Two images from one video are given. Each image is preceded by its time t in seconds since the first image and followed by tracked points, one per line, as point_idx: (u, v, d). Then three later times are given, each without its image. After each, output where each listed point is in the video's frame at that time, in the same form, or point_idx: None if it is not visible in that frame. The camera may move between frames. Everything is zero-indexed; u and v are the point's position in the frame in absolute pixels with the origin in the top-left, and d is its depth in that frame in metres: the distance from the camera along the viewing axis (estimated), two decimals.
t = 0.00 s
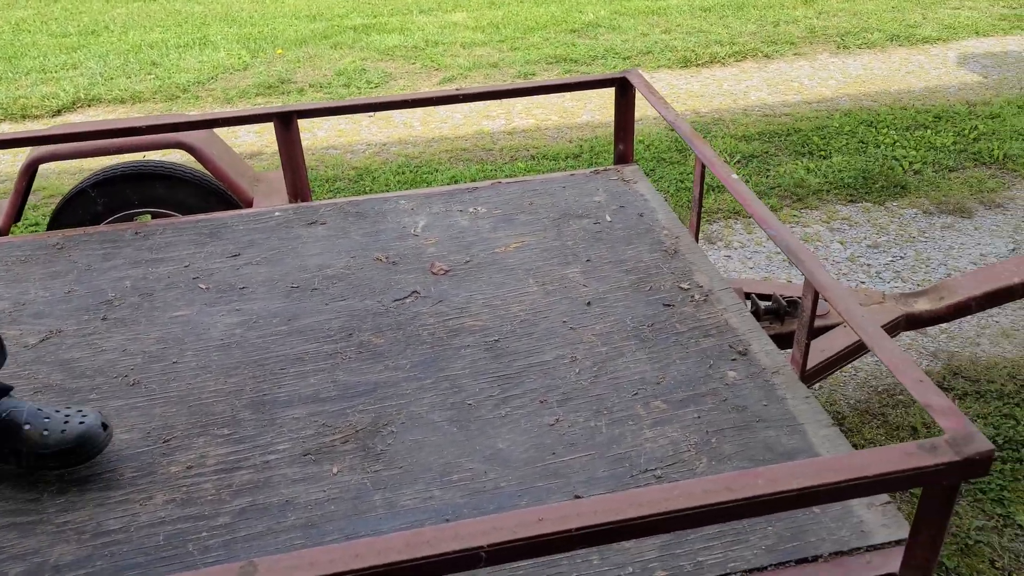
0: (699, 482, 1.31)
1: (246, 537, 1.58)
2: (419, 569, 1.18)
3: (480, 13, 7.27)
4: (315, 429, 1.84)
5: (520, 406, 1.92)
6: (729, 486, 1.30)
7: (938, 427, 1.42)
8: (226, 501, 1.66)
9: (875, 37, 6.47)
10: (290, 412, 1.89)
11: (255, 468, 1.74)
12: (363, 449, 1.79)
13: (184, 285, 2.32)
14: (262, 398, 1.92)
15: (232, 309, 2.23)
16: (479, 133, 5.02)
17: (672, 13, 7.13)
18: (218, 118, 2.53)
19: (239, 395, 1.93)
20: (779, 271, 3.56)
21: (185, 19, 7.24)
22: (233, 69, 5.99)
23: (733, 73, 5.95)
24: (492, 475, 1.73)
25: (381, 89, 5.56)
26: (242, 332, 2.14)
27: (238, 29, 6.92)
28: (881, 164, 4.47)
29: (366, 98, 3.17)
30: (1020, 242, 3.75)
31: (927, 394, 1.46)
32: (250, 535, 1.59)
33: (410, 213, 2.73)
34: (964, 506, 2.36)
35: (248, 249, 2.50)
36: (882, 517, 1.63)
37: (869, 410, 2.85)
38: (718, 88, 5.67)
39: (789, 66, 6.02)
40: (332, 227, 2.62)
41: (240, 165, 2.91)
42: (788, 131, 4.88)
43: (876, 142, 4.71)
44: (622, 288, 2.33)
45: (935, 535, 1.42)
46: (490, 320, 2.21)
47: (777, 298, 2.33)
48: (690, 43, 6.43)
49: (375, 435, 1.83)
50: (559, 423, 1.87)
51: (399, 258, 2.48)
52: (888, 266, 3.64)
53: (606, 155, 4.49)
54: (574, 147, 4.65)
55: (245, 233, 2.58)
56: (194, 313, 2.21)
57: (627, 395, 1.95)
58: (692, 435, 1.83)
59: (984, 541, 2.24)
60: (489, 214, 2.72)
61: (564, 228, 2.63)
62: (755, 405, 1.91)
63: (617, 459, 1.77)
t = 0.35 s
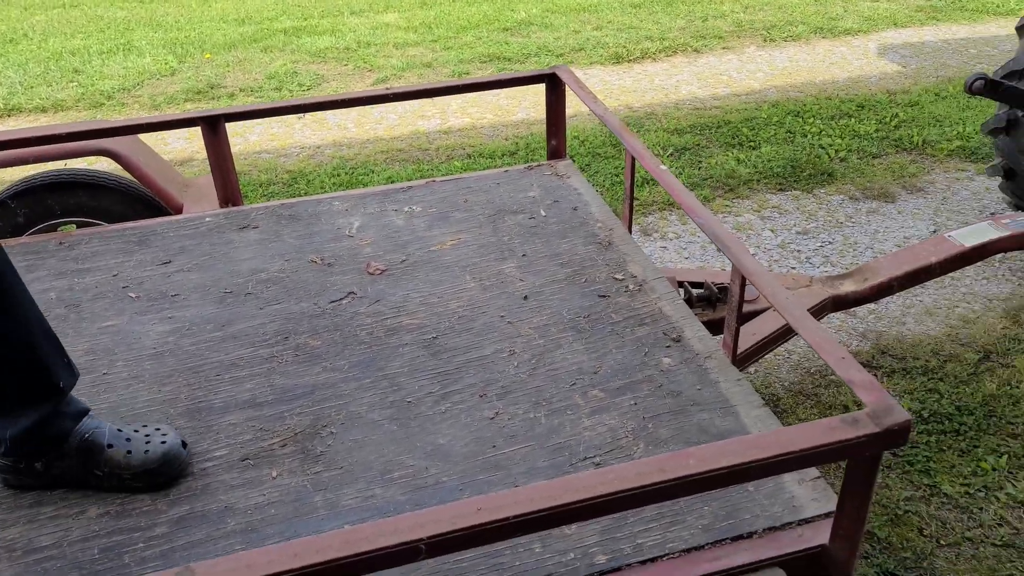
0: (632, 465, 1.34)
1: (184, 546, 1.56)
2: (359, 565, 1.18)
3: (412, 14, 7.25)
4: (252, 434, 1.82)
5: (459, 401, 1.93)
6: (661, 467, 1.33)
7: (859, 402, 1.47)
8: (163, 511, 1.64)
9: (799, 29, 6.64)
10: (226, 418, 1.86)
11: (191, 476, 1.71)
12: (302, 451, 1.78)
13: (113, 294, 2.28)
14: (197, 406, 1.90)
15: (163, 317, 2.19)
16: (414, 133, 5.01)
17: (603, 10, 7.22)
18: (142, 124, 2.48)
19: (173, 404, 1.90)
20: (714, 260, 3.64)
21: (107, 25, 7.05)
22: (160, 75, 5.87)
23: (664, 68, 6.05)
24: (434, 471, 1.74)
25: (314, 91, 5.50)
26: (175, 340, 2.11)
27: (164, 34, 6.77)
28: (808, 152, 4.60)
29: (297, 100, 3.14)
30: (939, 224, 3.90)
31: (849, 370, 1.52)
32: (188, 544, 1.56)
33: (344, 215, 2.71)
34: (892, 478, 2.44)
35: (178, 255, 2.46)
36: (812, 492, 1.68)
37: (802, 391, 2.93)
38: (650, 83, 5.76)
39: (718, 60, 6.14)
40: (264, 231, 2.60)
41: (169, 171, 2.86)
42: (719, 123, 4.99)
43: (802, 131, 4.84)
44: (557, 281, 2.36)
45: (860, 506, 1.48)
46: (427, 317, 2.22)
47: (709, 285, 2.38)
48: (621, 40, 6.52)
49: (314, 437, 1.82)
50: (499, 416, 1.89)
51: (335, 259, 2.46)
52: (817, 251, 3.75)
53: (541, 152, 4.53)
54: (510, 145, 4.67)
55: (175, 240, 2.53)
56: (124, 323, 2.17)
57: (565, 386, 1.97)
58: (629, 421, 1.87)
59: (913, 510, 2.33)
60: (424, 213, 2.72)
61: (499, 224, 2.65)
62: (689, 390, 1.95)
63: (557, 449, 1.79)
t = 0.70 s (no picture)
0: (587, 431, 1.41)
1: (144, 543, 1.57)
2: (331, 540, 1.22)
3: (329, 14, 7.20)
4: (205, 431, 1.83)
5: (410, 387, 1.97)
6: (614, 431, 1.40)
7: (793, 362, 1.57)
8: (120, 511, 1.64)
9: (711, 21, 6.86)
10: (176, 417, 1.86)
11: (145, 475, 1.71)
12: (257, 444, 1.79)
13: (46, 302, 2.23)
14: (144, 407, 1.89)
15: (101, 321, 2.16)
16: (340, 132, 4.99)
17: (520, 6, 7.30)
18: (66, 129, 2.43)
19: (120, 407, 1.89)
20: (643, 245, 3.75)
21: (7, 31, 6.78)
22: (69, 81, 5.68)
23: (583, 62, 6.17)
24: (390, 455, 1.77)
25: (234, 94, 5.42)
26: (116, 344, 2.09)
27: (70, 40, 6.56)
28: (726, 139, 4.77)
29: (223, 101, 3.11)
30: (852, 202, 4.10)
31: (781, 334, 1.62)
32: (148, 540, 1.57)
33: (280, 213, 2.71)
34: (822, 440, 2.58)
35: (111, 260, 2.42)
36: (752, 451, 1.78)
37: (734, 365, 3.06)
38: (571, 77, 5.87)
39: (635, 52, 6.30)
40: (199, 232, 2.58)
41: (94, 176, 2.81)
42: (640, 113, 5.12)
43: (720, 119, 5.02)
44: (498, 268, 2.42)
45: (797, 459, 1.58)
46: (372, 309, 2.25)
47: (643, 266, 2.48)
48: (540, 35, 6.61)
49: (268, 430, 1.83)
50: (450, 399, 1.93)
51: (274, 257, 2.47)
52: (740, 232, 3.90)
53: (469, 146, 4.58)
54: (437, 141, 4.70)
55: (107, 244, 2.49)
56: (61, 330, 2.13)
57: (513, 367, 2.03)
58: (577, 397, 1.94)
59: (842, 468, 2.47)
60: (361, 208, 2.74)
61: (437, 215, 2.68)
62: (632, 364, 2.04)
63: (509, 426, 1.85)
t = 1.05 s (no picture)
0: (532, 389, 1.47)
1: (88, 529, 1.57)
2: (288, 505, 1.26)
3: (237, 7, 7.06)
4: (145, 418, 1.83)
5: (351, 365, 2.00)
6: (558, 388, 1.47)
7: (720, 317, 1.66)
8: (60, 500, 1.63)
9: (621, 10, 7.01)
10: (113, 407, 1.86)
11: (85, 464, 1.71)
12: (200, 429, 1.81)
13: None
14: (79, 398, 1.87)
15: (25, 317, 2.12)
16: (256, 125, 4.92)
17: None
18: None
19: (52, 400, 1.87)
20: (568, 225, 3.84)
21: None
22: None
23: (499, 51, 6.23)
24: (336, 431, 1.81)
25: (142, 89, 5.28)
26: (43, 338, 2.05)
27: None
28: (642, 122, 4.91)
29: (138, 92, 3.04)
30: (763, 178, 4.29)
31: (708, 292, 1.71)
32: (92, 527, 1.57)
33: (205, 203, 2.68)
34: (745, 401, 2.72)
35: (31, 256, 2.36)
36: (684, 407, 1.88)
37: (660, 336, 3.18)
38: (487, 66, 5.93)
39: (549, 41, 6.40)
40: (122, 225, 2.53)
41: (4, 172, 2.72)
42: (557, 100, 5.22)
43: (634, 103, 5.16)
44: (431, 248, 2.46)
45: (726, 409, 1.68)
46: (307, 293, 2.26)
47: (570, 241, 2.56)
48: (453, 25, 6.64)
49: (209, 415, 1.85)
50: (392, 375, 1.97)
51: (202, 246, 2.44)
52: (660, 211, 4.04)
53: (389, 135, 4.59)
54: (357, 131, 4.69)
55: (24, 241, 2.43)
56: None
57: (452, 341, 2.08)
58: (516, 366, 2.00)
59: (765, 426, 2.61)
60: (287, 195, 2.74)
61: (366, 200, 2.70)
62: (567, 333, 2.11)
63: (452, 397, 1.90)
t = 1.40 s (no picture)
0: (437, 356, 1.51)
1: None
2: (195, 481, 1.26)
3: None
4: (38, 411, 1.79)
5: (255, 348, 1.99)
6: (462, 353, 1.52)
7: (616, 280, 1.73)
8: None
9: None
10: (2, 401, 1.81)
11: None
12: (98, 418, 1.78)
13: None
14: None
15: None
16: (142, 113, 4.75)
17: None
18: None
19: None
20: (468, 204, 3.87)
21: None
22: None
23: (393, 34, 6.18)
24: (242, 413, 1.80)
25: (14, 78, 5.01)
26: None
27: None
28: (538, 103, 4.99)
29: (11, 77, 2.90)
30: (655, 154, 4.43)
31: (604, 257, 1.78)
32: None
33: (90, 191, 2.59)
34: (645, 366, 2.83)
35: None
36: (586, 371, 1.97)
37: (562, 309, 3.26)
38: (382, 49, 5.88)
39: (443, 24, 6.39)
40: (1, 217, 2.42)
41: None
42: (453, 82, 5.23)
43: (530, 84, 5.22)
44: (331, 229, 2.45)
45: (625, 368, 1.75)
46: (205, 278, 2.22)
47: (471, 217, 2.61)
48: (345, 9, 6.56)
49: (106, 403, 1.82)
50: (297, 355, 1.97)
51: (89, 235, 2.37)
52: (558, 188, 4.12)
53: (284, 120, 4.51)
54: (249, 117, 4.59)
55: None
56: None
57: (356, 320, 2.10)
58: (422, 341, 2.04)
59: (664, 388, 2.73)
60: (179, 181, 2.67)
61: (262, 183, 2.67)
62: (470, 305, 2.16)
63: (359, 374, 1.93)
